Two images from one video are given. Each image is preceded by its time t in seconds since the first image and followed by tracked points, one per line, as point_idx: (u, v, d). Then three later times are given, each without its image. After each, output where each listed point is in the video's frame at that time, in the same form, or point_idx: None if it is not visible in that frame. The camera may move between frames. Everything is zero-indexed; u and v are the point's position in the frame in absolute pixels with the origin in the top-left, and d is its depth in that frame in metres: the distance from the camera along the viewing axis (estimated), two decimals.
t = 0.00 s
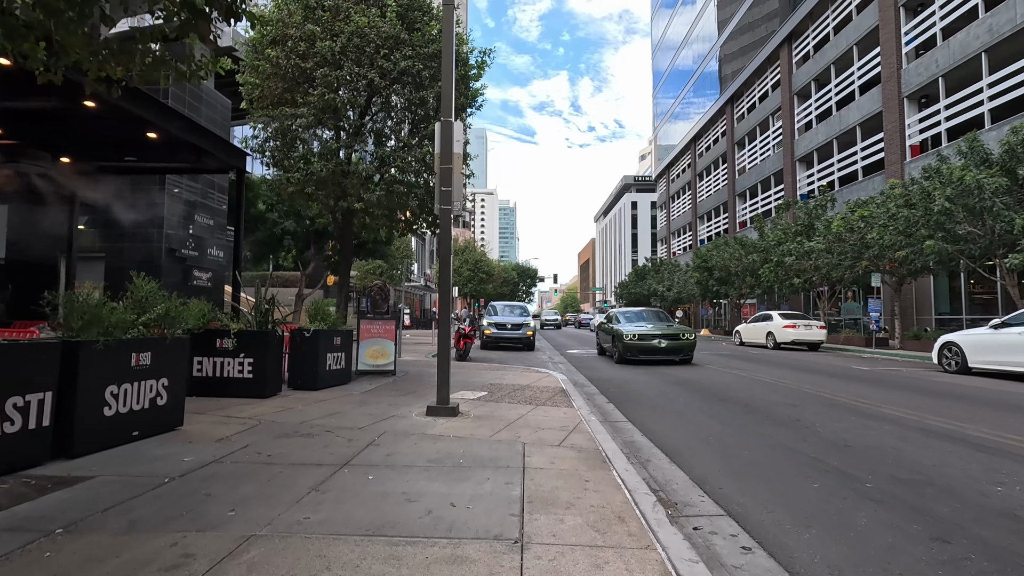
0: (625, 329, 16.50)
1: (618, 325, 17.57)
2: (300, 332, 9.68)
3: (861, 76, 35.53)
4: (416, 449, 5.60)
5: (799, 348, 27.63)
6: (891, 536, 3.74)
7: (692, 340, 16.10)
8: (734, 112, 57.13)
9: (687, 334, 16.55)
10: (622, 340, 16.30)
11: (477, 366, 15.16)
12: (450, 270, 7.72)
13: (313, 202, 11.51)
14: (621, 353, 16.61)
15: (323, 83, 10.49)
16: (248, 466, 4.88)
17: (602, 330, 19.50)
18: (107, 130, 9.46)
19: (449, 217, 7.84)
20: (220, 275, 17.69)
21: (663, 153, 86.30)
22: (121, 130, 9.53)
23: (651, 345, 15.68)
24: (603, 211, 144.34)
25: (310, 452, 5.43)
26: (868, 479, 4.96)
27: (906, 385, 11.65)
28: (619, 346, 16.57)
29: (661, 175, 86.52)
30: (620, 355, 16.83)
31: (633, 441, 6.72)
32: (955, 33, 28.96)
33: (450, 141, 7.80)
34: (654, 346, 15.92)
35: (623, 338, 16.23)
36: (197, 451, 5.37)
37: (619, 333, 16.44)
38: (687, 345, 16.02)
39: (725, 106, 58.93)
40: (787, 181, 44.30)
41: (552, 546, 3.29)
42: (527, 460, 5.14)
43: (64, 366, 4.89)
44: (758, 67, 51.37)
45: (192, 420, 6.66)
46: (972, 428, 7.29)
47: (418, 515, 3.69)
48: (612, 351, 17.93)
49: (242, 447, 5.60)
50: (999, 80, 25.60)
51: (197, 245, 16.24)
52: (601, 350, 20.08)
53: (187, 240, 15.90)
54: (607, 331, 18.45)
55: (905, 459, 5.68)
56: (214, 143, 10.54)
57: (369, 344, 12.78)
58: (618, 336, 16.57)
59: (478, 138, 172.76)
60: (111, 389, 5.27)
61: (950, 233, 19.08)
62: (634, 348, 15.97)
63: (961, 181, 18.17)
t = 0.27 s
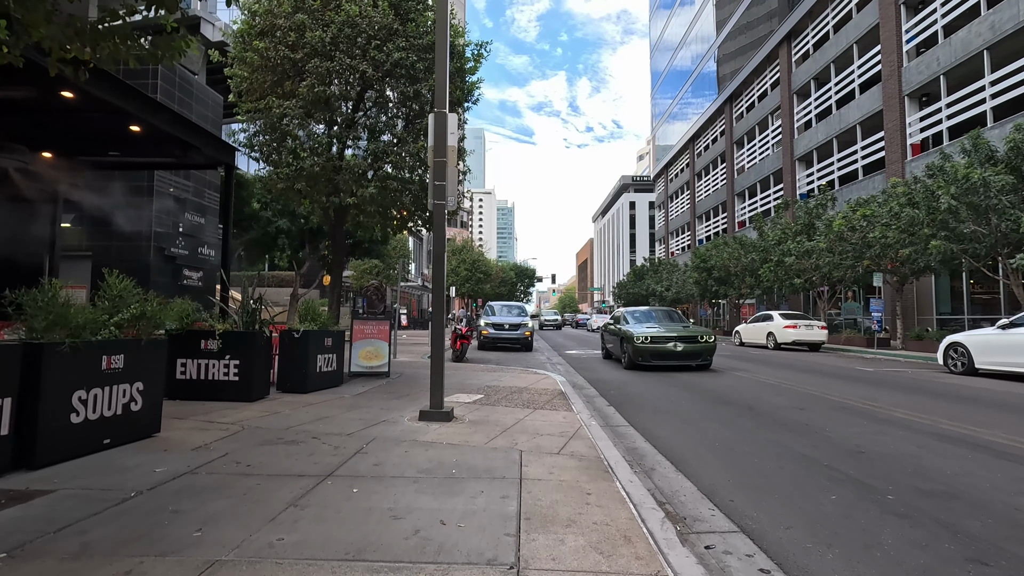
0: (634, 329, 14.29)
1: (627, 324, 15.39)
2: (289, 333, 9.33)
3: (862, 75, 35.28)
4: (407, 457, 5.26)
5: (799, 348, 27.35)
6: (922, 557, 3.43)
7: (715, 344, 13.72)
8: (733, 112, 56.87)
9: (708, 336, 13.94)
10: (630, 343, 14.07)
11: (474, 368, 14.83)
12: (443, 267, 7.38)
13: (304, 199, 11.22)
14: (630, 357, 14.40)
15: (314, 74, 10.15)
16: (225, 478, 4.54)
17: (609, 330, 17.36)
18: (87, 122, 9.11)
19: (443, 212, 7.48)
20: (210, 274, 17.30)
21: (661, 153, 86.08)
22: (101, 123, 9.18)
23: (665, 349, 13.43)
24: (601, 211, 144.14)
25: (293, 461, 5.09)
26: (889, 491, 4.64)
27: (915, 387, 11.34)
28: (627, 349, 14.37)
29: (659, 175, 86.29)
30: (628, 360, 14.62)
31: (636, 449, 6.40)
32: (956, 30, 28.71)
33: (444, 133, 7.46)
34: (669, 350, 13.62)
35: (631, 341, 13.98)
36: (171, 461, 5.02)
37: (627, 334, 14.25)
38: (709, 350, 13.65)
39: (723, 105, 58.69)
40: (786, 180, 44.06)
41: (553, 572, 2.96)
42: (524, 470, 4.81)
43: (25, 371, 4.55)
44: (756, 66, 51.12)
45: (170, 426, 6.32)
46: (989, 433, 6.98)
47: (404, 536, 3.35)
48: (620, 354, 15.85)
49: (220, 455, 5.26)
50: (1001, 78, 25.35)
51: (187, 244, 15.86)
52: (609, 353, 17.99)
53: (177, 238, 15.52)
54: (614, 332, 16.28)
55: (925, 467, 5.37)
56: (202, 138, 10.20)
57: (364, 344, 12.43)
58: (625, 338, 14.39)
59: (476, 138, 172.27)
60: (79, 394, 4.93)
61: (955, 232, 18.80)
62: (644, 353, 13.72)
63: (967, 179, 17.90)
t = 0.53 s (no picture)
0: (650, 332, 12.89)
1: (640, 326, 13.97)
2: (277, 334, 8.96)
3: (862, 73, 35.03)
4: (397, 467, 4.90)
5: (800, 348, 27.05)
6: None
7: (740, 348, 12.41)
8: (731, 111, 56.60)
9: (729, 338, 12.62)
10: (647, 347, 12.66)
11: (470, 369, 14.49)
12: (438, 265, 7.02)
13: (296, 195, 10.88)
14: (646, 363, 12.98)
15: (304, 64, 9.81)
16: (197, 492, 4.18)
17: (617, 332, 15.86)
18: (66, 113, 8.75)
19: (437, 207, 7.12)
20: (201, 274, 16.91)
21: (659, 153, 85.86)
22: (81, 114, 8.82)
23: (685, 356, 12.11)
24: (599, 211, 143.92)
25: (274, 472, 4.74)
26: (916, 506, 4.31)
27: (924, 389, 11.03)
28: (643, 354, 12.94)
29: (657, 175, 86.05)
30: (644, 366, 13.21)
31: (641, 457, 6.06)
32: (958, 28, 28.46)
33: (438, 124, 7.12)
34: (691, 355, 12.26)
35: (648, 345, 12.57)
36: (142, 472, 4.66)
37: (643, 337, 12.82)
38: (733, 354, 12.35)
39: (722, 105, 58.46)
40: (785, 180, 43.81)
41: None
42: (523, 482, 4.46)
43: None
44: (756, 65, 50.89)
45: (146, 434, 5.95)
46: (1010, 438, 6.67)
47: (388, 562, 3.00)
48: (631, 360, 14.51)
49: (196, 466, 4.90)
50: (1004, 77, 25.10)
51: (177, 242, 15.48)
52: (617, 357, 16.54)
53: (165, 237, 15.12)
54: (624, 334, 14.83)
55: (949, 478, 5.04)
56: (188, 131, 9.84)
57: (357, 346, 12.06)
58: (640, 342, 12.96)
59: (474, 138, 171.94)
60: (42, 400, 4.57)
61: (960, 231, 18.50)
62: (663, 359, 12.33)
63: (973, 178, 17.61)
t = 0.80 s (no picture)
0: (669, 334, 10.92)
1: (655, 328, 12.00)
2: (264, 334, 8.57)
3: (863, 72, 34.76)
4: (386, 481, 4.51)
5: (802, 349, 26.75)
6: None
7: (779, 353, 10.41)
8: (731, 110, 56.29)
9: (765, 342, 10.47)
10: (666, 352, 10.68)
11: (467, 371, 14.11)
12: (431, 261, 6.64)
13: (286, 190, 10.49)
14: (665, 371, 10.99)
15: (293, 52, 9.46)
16: (164, 511, 3.79)
17: (627, 337, 13.90)
18: (43, 101, 8.34)
19: (431, 200, 6.73)
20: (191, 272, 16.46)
21: (657, 153, 85.59)
22: (58, 104, 8.40)
23: (712, 361, 10.08)
24: (597, 211, 143.71)
25: (252, 486, 4.34)
26: (953, 526, 3.94)
27: (936, 392, 10.69)
28: (662, 360, 10.97)
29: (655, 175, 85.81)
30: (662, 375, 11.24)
31: (647, 467, 5.69)
32: (961, 26, 28.19)
33: (432, 113, 6.75)
34: (720, 362, 10.25)
35: (668, 350, 10.59)
36: (106, 487, 4.26)
37: (661, 341, 10.84)
38: (770, 361, 10.29)
39: (721, 104, 58.18)
40: (785, 179, 43.53)
41: None
42: (523, 498, 4.08)
43: None
44: (755, 64, 50.61)
45: (118, 442, 5.54)
46: None
47: None
48: (644, 369, 12.57)
49: (167, 479, 4.49)
50: (1008, 74, 24.82)
51: (165, 240, 15.05)
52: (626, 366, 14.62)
53: (154, 234, 14.71)
54: (636, 338, 12.85)
55: (982, 491, 4.69)
56: (172, 124, 9.44)
57: (349, 347, 11.67)
58: (658, 346, 10.98)
59: (473, 138, 171.60)
60: None
61: (966, 230, 18.18)
62: (687, 366, 10.32)
63: (980, 176, 17.28)
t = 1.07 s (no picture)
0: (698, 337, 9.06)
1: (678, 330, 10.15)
2: (248, 335, 8.15)
3: (863, 70, 34.46)
4: (370, 497, 4.11)
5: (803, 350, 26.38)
6: None
7: (834, 362, 8.48)
8: (729, 109, 55.96)
9: (816, 347, 8.55)
10: (695, 360, 8.82)
11: (463, 372, 13.73)
12: (422, 257, 6.23)
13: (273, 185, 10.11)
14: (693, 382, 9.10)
15: (278, 37, 9.08)
16: (116, 535, 3.38)
17: (642, 340, 12.07)
18: (13, 89, 7.90)
19: (422, 192, 6.32)
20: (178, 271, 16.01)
21: (655, 153, 85.34)
22: (30, 92, 7.96)
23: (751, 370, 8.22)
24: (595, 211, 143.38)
25: (220, 504, 3.93)
26: (995, 549, 3.56)
27: (948, 396, 10.32)
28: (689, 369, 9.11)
29: (654, 174, 85.53)
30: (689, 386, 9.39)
31: (653, 478, 5.31)
32: (963, 23, 27.88)
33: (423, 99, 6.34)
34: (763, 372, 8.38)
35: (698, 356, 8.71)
36: (58, 505, 3.85)
37: (688, 346, 8.99)
38: (822, 371, 8.37)
39: (719, 103, 57.87)
40: (785, 179, 43.22)
41: None
42: (519, 519, 3.69)
43: None
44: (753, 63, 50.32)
45: (82, 453, 5.13)
46: None
47: None
48: (662, 377, 10.88)
49: (128, 495, 4.08)
50: (1011, 72, 24.52)
51: (152, 237, 14.64)
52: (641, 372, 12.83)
53: (139, 232, 14.26)
54: (654, 342, 11.00)
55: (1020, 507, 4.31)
56: (154, 114, 9.01)
57: (339, 348, 11.27)
58: (685, 352, 9.12)
59: (470, 137, 171.14)
60: None
61: (972, 229, 17.83)
62: (722, 377, 8.45)
63: (987, 173, 16.94)
